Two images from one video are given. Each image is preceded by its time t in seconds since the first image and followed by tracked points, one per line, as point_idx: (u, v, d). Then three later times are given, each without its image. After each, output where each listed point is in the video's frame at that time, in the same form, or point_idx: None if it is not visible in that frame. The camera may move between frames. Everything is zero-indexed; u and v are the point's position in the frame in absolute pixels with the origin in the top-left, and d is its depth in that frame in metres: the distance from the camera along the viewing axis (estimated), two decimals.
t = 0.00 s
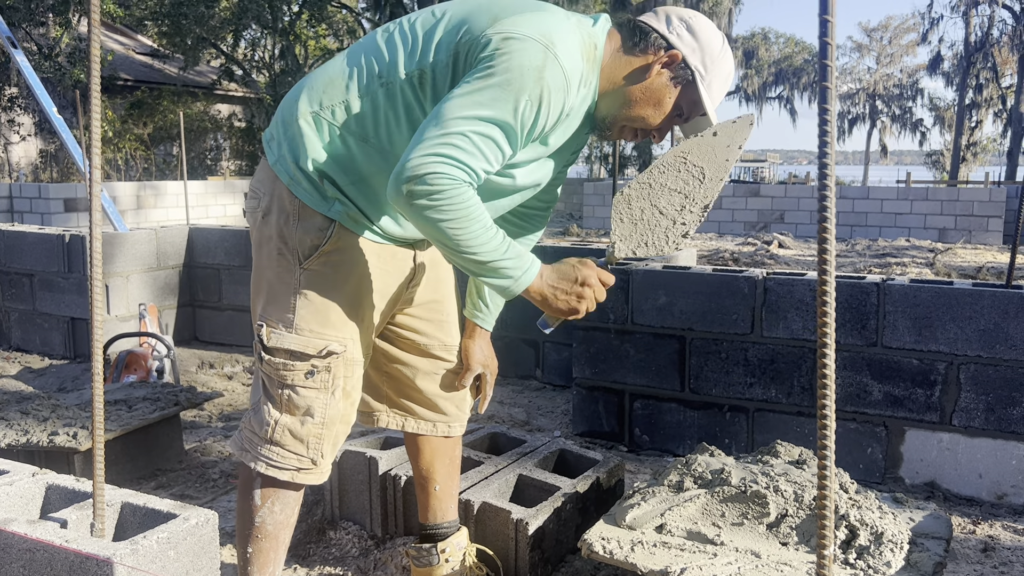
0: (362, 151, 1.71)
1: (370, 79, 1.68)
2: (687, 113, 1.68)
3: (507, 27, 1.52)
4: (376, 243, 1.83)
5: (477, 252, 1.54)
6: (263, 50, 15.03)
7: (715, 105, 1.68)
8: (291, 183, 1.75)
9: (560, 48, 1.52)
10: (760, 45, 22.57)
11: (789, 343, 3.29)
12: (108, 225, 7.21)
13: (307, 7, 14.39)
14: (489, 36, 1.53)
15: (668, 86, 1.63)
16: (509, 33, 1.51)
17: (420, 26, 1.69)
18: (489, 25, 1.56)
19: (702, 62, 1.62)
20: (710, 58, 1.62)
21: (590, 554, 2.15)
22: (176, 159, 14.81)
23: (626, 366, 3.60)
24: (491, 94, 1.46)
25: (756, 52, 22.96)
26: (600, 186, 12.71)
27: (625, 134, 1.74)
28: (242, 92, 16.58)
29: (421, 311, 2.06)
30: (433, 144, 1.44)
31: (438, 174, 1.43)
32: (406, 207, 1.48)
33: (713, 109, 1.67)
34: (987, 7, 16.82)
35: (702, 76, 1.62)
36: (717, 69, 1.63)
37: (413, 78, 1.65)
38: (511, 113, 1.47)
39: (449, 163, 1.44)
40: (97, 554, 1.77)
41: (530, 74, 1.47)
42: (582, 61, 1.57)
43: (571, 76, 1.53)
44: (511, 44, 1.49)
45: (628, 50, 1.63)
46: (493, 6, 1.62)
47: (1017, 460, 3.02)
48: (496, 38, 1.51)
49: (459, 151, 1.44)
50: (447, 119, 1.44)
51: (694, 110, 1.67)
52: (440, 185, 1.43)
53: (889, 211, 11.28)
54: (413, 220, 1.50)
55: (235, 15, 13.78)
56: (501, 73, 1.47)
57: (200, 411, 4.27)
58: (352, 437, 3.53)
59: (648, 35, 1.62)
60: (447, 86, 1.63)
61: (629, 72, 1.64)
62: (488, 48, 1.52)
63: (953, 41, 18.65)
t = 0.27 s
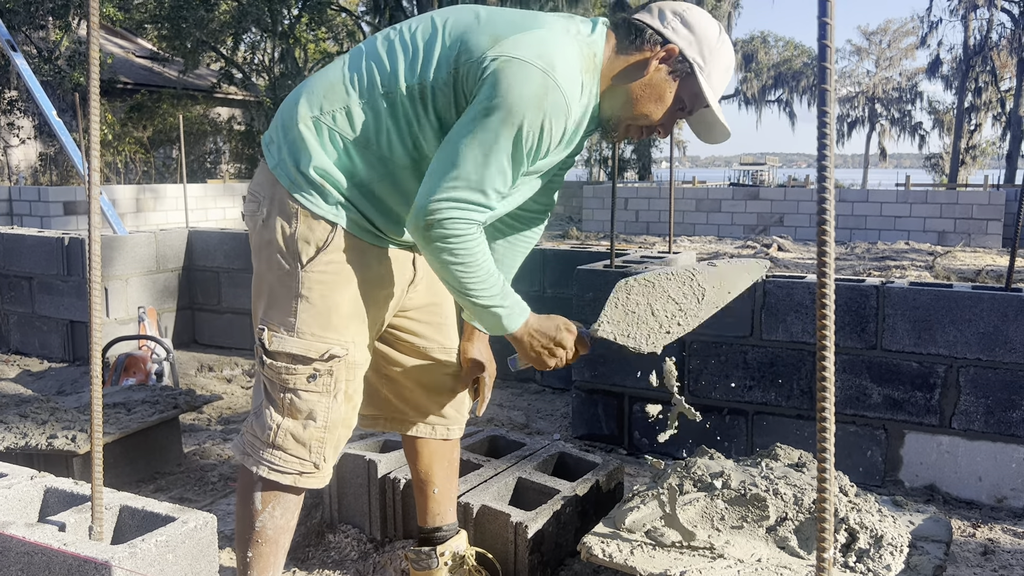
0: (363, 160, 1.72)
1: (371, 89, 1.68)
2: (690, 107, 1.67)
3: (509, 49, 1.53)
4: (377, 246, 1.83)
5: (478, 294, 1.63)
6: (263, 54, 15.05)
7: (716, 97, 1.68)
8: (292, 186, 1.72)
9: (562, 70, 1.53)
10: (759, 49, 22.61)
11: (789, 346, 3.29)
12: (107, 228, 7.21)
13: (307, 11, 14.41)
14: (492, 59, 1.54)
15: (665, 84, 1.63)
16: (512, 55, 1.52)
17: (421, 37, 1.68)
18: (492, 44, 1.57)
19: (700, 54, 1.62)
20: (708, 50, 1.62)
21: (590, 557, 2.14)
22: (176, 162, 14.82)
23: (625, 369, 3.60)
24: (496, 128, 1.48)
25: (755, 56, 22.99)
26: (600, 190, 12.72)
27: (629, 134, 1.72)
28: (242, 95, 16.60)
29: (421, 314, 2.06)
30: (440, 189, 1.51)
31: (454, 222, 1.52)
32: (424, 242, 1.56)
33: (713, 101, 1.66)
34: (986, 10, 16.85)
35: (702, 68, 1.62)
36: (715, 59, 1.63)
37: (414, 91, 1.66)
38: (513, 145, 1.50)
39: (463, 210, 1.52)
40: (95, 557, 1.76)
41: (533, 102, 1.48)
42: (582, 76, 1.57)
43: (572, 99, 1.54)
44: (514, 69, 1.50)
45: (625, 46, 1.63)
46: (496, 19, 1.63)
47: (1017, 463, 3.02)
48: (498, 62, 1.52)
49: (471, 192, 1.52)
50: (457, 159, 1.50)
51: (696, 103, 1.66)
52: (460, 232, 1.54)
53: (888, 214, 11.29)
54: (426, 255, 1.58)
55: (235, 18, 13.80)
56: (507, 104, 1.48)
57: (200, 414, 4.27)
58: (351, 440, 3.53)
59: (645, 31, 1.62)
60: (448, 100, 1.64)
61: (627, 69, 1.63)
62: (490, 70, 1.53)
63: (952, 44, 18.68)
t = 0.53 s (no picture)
0: (353, 163, 1.72)
1: (357, 93, 1.67)
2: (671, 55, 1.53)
3: (490, 48, 1.50)
4: (366, 247, 1.83)
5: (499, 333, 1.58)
6: (262, 56, 15.06)
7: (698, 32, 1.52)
8: (281, 190, 1.74)
9: (545, 66, 1.49)
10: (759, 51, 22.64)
11: (789, 348, 3.29)
12: (107, 230, 7.20)
13: (306, 13, 14.42)
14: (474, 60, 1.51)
15: (641, 47, 1.54)
16: (494, 55, 1.49)
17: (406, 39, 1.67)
18: (473, 43, 1.54)
19: None
20: None
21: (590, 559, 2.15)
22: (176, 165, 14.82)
23: (625, 371, 3.59)
24: (487, 137, 1.47)
25: (755, 58, 22.97)
26: (599, 192, 12.72)
27: (618, 102, 1.63)
28: (241, 97, 16.62)
29: (418, 316, 2.06)
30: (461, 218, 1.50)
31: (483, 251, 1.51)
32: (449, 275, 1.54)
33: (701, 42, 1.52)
34: (984, 13, 16.88)
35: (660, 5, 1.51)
36: None
37: (398, 92, 1.64)
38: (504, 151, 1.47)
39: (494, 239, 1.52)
40: (94, 559, 1.76)
41: (517, 103, 1.46)
42: (563, 66, 1.54)
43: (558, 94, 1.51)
44: (497, 71, 1.47)
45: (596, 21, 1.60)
46: (479, 19, 1.60)
47: (1017, 465, 3.02)
48: (480, 64, 1.50)
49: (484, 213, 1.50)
50: (473, 180, 1.48)
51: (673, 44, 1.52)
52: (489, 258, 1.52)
53: (887, 216, 11.29)
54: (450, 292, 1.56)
55: (235, 21, 13.82)
56: (494, 110, 1.46)
57: (199, 417, 4.27)
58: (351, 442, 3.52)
59: None
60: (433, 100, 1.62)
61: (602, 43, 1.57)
62: (475, 73, 1.50)
63: (951, 46, 18.70)
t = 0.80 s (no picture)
0: (335, 157, 1.71)
1: (334, 84, 1.69)
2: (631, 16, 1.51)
3: (450, 24, 1.50)
4: (357, 247, 1.81)
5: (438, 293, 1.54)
6: (262, 58, 15.05)
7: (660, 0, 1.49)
8: (272, 190, 1.75)
9: (504, 41, 1.48)
10: (758, 54, 22.65)
11: (788, 350, 3.28)
12: (105, 231, 7.20)
13: (306, 15, 14.41)
14: (434, 35, 1.51)
15: (604, 21, 1.53)
16: (453, 29, 1.49)
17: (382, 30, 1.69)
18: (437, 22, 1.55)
19: None
20: None
21: (588, 561, 2.14)
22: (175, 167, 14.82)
23: (624, 373, 3.59)
24: (431, 100, 1.45)
25: (754, 60, 22.90)
26: (599, 194, 12.72)
27: (584, 79, 1.59)
28: (241, 99, 16.63)
29: (416, 317, 2.05)
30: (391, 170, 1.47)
31: (408, 205, 1.46)
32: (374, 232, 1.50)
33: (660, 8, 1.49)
34: (983, 15, 16.90)
35: None
36: None
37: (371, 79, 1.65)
38: (451, 115, 1.44)
39: (419, 196, 1.47)
40: (92, 561, 1.76)
41: (469, 71, 1.44)
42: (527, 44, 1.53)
43: (516, 68, 1.49)
44: (452, 43, 1.47)
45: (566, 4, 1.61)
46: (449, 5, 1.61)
47: (1017, 467, 3.01)
48: (439, 38, 1.50)
49: (418, 173, 1.45)
50: (411, 138, 1.45)
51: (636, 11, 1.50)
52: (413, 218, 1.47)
53: (886, 219, 11.30)
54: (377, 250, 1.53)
55: (234, 23, 13.83)
56: (442, 75, 1.45)
57: (198, 419, 4.26)
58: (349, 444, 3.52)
59: None
60: (403, 84, 1.62)
61: (572, 23, 1.57)
62: (433, 47, 1.50)
63: (950, 49, 18.73)
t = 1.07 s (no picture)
0: (320, 154, 1.72)
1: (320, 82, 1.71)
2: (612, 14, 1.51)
3: (425, 12, 1.52)
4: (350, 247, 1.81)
5: (405, 271, 1.52)
6: (262, 60, 15.05)
7: None
8: (264, 192, 1.76)
9: (477, 27, 1.50)
10: (758, 55, 22.67)
11: (788, 351, 3.28)
12: (105, 233, 7.19)
13: (305, 17, 14.42)
14: (410, 24, 1.53)
15: (587, 16, 1.53)
16: (428, 18, 1.51)
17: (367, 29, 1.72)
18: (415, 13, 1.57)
19: None
20: None
21: (590, 563, 2.14)
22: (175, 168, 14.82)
23: (625, 375, 3.59)
24: (399, 80, 1.45)
25: (753, 62, 22.88)
26: (598, 196, 12.72)
27: (567, 76, 1.61)
28: (240, 101, 16.64)
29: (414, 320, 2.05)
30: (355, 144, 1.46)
31: (370, 180, 1.44)
32: (337, 210, 1.50)
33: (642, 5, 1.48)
34: (983, 17, 16.92)
35: None
36: None
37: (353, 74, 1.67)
38: (419, 96, 1.44)
39: (383, 173, 1.45)
40: (94, 563, 1.76)
41: (440, 54, 1.45)
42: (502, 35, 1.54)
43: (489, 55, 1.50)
44: (425, 29, 1.48)
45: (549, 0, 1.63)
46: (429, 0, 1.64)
47: (1017, 469, 3.01)
48: (414, 26, 1.52)
49: (383, 151, 1.44)
50: (377, 115, 1.45)
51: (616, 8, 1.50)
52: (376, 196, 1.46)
53: (886, 220, 11.31)
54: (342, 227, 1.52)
55: (234, 25, 13.83)
56: (412, 57, 1.45)
57: (198, 420, 4.26)
58: (350, 446, 3.52)
59: None
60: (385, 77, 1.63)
61: (556, 19, 1.59)
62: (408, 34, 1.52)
63: (949, 51, 18.74)
